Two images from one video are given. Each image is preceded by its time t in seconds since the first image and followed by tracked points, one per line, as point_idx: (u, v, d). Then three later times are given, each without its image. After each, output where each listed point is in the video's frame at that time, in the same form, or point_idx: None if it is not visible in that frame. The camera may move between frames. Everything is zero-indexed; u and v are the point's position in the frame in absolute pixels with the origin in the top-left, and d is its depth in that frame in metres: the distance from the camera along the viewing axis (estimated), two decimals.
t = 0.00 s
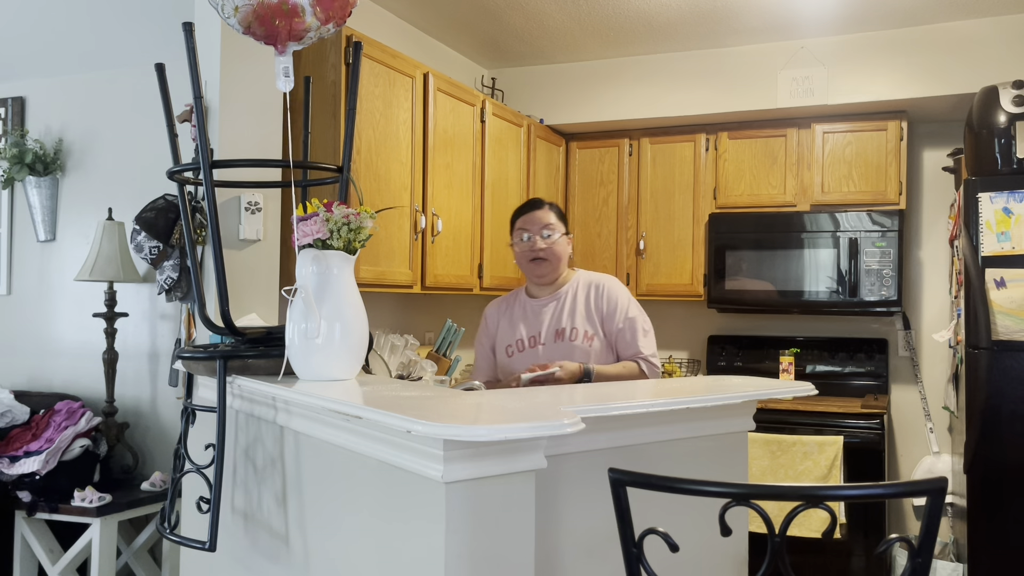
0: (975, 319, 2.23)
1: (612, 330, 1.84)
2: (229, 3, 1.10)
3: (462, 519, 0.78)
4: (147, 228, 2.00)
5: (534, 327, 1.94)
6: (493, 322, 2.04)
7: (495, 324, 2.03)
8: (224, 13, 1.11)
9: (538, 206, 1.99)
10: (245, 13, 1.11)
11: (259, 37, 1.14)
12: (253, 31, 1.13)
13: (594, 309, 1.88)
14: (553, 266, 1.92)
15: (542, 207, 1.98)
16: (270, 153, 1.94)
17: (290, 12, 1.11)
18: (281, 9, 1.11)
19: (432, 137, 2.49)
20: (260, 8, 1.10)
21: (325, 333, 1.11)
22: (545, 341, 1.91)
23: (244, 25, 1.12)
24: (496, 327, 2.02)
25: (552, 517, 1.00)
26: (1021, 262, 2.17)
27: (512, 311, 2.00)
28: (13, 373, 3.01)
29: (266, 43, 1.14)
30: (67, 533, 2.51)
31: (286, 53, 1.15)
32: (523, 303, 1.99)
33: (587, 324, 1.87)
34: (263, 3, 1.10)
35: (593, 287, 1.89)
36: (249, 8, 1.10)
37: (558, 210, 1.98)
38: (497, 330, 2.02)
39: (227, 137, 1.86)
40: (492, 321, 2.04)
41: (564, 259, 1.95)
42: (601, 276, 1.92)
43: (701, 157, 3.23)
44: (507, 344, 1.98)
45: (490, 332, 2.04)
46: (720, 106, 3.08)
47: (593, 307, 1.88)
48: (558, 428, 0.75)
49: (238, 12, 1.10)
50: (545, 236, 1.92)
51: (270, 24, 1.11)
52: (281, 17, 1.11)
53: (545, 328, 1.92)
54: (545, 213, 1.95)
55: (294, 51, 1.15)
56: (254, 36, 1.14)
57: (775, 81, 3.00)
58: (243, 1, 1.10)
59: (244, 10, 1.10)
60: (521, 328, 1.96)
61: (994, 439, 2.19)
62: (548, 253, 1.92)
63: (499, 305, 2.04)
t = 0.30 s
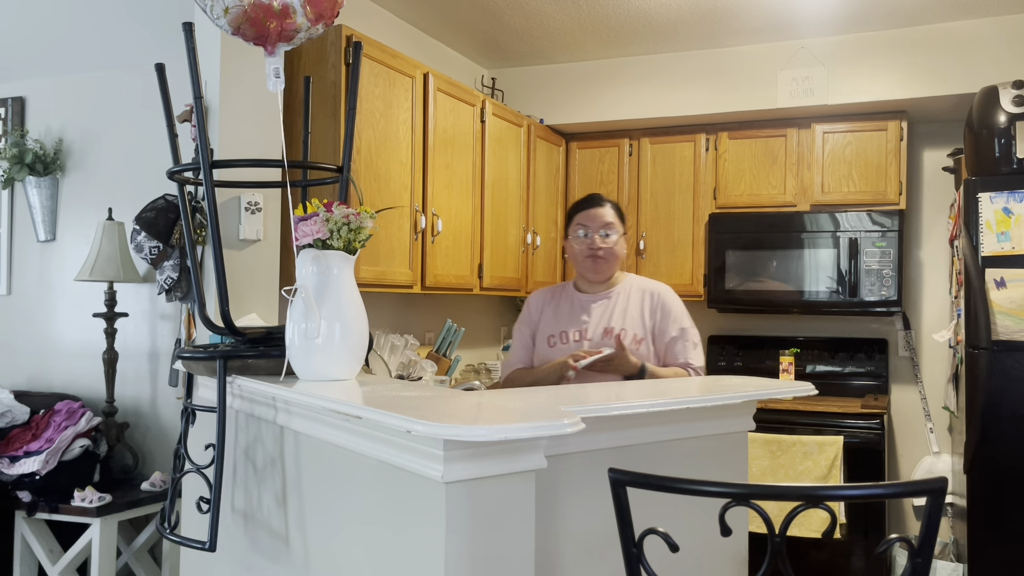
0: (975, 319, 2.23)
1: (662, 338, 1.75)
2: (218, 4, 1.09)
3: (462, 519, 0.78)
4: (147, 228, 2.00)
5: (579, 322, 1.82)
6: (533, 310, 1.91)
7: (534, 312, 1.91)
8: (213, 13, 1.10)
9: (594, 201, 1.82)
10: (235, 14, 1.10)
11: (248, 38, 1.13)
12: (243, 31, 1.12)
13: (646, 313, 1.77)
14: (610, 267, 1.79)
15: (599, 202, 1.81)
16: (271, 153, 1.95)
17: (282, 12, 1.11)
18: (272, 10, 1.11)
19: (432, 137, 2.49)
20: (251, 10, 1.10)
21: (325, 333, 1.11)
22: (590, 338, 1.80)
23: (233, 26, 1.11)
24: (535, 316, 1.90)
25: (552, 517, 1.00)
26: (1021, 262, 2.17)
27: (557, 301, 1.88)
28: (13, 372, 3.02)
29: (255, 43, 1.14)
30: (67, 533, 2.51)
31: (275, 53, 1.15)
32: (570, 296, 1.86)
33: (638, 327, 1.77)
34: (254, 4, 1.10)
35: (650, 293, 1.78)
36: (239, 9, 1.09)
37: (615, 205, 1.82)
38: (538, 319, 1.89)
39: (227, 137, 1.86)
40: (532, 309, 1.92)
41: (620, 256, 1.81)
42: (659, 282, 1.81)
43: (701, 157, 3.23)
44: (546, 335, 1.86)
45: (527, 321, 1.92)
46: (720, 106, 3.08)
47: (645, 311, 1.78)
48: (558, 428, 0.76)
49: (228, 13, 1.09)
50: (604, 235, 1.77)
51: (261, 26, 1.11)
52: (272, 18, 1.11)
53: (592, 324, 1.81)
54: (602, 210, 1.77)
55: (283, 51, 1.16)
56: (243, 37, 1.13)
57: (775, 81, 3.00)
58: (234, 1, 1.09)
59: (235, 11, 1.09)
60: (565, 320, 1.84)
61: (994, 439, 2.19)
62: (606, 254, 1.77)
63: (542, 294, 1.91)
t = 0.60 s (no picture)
0: (975, 320, 2.23)
1: (731, 342, 1.75)
2: (210, 4, 1.08)
3: (461, 519, 0.78)
4: (147, 227, 2.00)
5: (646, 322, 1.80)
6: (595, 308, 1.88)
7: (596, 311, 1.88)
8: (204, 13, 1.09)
9: (650, 198, 1.86)
10: (227, 14, 1.09)
11: (238, 38, 1.12)
12: (234, 32, 1.11)
13: (716, 316, 1.77)
14: (663, 263, 1.79)
15: (653, 198, 1.84)
16: (271, 153, 1.95)
17: (274, 13, 1.11)
18: (265, 12, 1.11)
19: (432, 136, 2.49)
20: (245, 11, 1.09)
21: (325, 333, 1.11)
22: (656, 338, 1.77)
23: (224, 26, 1.10)
24: (598, 315, 1.87)
25: (552, 517, 1.00)
26: (1021, 262, 2.17)
27: (622, 300, 1.85)
28: (13, 372, 3.02)
29: (244, 44, 1.14)
30: (67, 533, 2.51)
31: (264, 54, 1.15)
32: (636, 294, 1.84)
33: (708, 329, 1.76)
34: (247, 6, 1.09)
35: (719, 296, 1.78)
36: (232, 10, 1.08)
37: (671, 203, 1.84)
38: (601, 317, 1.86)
39: (227, 137, 1.86)
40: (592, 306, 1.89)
41: (677, 254, 1.81)
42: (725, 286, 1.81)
43: (701, 157, 3.23)
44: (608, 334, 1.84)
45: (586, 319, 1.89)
46: (720, 106, 3.08)
47: (714, 314, 1.77)
48: (558, 428, 0.76)
49: (220, 13, 1.08)
50: (654, 229, 1.79)
51: (254, 27, 1.11)
52: (264, 18, 1.11)
53: (659, 324, 1.79)
54: (656, 205, 1.81)
55: (272, 52, 1.16)
56: (233, 37, 1.12)
57: (775, 81, 3.00)
58: (226, 2, 1.08)
59: (227, 11, 1.08)
60: (630, 320, 1.81)
61: (994, 439, 2.19)
62: (659, 249, 1.78)
63: (603, 291, 1.90)
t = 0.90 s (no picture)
0: (975, 319, 2.23)
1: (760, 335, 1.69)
2: (207, 3, 1.07)
3: (461, 519, 0.78)
4: (147, 227, 2.00)
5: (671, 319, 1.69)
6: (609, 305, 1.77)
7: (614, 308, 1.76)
8: (199, 10, 1.08)
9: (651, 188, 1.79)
10: (223, 15, 1.09)
11: (231, 38, 1.12)
12: (228, 32, 1.11)
13: (739, 308, 1.70)
14: (667, 255, 1.71)
15: (654, 189, 1.78)
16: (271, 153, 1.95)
17: (270, 15, 1.12)
18: (261, 13, 1.11)
19: (432, 136, 2.49)
20: (241, 12, 1.09)
21: (325, 333, 1.11)
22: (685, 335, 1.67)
23: (218, 25, 1.10)
24: (616, 314, 1.75)
25: (552, 516, 1.00)
26: (1021, 262, 2.17)
27: (639, 297, 1.75)
28: (13, 373, 3.02)
29: (236, 44, 1.14)
30: (67, 533, 2.51)
31: (256, 55, 1.16)
32: (652, 290, 1.75)
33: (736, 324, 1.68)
34: (244, 7, 1.09)
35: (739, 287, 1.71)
36: (229, 10, 1.08)
37: (674, 191, 1.76)
38: (620, 315, 1.74)
39: (227, 137, 1.86)
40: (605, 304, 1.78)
41: (680, 245, 1.72)
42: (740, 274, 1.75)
43: (701, 157, 3.23)
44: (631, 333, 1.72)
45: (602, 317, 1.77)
46: (719, 106, 3.08)
47: (737, 306, 1.70)
48: (558, 428, 0.76)
49: (216, 12, 1.08)
50: (651, 223, 1.72)
51: (249, 28, 1.11)
52: (260, 20, 1.11)
53: (686, 321, 1.68)
54: (654, 196, 1.74)
55: (264, 54, 1.16)
56: (227, 37, 1.12)
57: (775, 81, 3.00)
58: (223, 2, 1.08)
59: (223, 11, 1.08)
60: (653, 317, 1.71)
61: (994, 439, 2.19)
62: (660, 242, 1.71)
63: (617, 287, 1.79)
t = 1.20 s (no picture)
0: (975, 319, 2.23)
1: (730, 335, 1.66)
2: None
3: (462, 519, 0.78)
4: (147, 227, 2.00)
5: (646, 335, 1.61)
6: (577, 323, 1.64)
7: (582, 326, 1.64)
8: (197, 7, 1.07)
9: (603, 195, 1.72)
10: (222, 13, 1.08)
11: (226, 37, 1.11)
12: (224, 31, 1.10)
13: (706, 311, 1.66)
14: (629, 262, 1.62)
15: (607, 194, 1.70)
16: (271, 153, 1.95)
17: (267, 15, 1.13)
18: (260, 13, 1.11)
19: (432, 136, 2.49)
20: (242, 11, 1.09)
21: (325, 333, 1.11)
22: (660, 352, 1.60)
23: (215, 24, 1.09)
24: (585, 332, 1.64)
25: (552, 516, 1.00)
26: (1021, 262, 2.17)
27: (609, 314, 1.64)
28: (13, 373, 3.02)
29: (230, 43, 1.13)
30: (67, 533, 2.51)
31: (249, 55, 1.15)
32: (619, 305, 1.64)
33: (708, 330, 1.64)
34: (245, 7, 1.09)
35: (700, 288, 1.67)
36: (230, 9, 1.08)
37: (628, 196, 1.69)
38: (593, 335, 1.63)
39: (228, 137, 1.86)
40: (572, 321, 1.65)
41: (640, 251, 1.63)
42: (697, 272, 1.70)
43: (701, 157, 3.23)
44: (604, 354, 1.62)
45: (570, 336, 1.65)
46: (719, 106, 3.08)
47: (705, 309, 1.66)
48: (558, 428, 0.76)
49: (216, 10, 1.07)
50: (608, 230, 1.64)
51: (248, 28, 1.11)
52: (258, 20, 1.12)
53: (660, 334, 1.61)
54: (610, 202, 1.66)
55: (256, 54, 1.16)
56: (223, 36, 1.11)
57: (775, 81, 3.00)
58: None
59: (223, 9, 1.07)
60: (625, 335, 1.61)
61: (994, 439, 2.19)
62: (621, 249, 1.62)
63: (581, 302, 1.66)
